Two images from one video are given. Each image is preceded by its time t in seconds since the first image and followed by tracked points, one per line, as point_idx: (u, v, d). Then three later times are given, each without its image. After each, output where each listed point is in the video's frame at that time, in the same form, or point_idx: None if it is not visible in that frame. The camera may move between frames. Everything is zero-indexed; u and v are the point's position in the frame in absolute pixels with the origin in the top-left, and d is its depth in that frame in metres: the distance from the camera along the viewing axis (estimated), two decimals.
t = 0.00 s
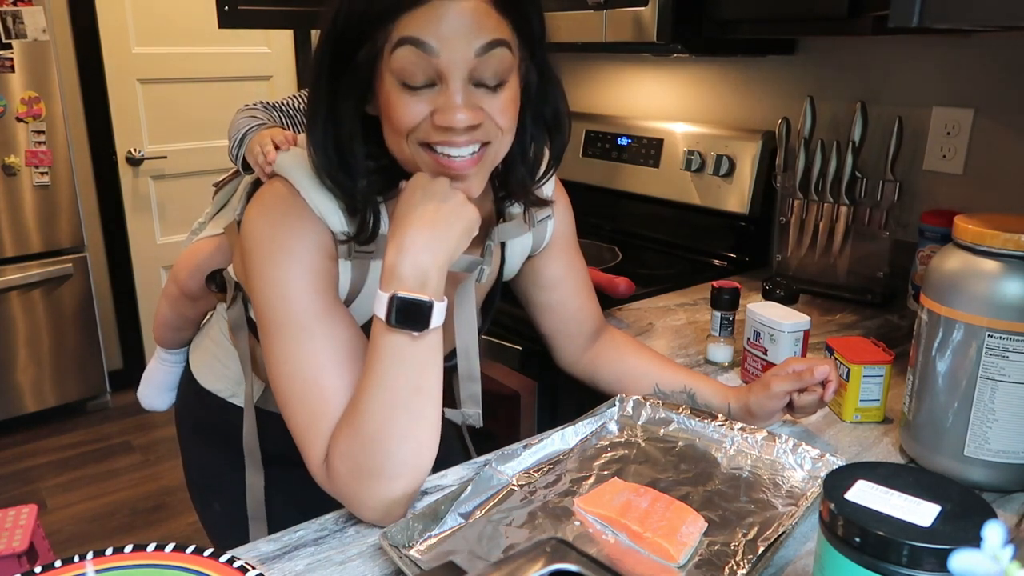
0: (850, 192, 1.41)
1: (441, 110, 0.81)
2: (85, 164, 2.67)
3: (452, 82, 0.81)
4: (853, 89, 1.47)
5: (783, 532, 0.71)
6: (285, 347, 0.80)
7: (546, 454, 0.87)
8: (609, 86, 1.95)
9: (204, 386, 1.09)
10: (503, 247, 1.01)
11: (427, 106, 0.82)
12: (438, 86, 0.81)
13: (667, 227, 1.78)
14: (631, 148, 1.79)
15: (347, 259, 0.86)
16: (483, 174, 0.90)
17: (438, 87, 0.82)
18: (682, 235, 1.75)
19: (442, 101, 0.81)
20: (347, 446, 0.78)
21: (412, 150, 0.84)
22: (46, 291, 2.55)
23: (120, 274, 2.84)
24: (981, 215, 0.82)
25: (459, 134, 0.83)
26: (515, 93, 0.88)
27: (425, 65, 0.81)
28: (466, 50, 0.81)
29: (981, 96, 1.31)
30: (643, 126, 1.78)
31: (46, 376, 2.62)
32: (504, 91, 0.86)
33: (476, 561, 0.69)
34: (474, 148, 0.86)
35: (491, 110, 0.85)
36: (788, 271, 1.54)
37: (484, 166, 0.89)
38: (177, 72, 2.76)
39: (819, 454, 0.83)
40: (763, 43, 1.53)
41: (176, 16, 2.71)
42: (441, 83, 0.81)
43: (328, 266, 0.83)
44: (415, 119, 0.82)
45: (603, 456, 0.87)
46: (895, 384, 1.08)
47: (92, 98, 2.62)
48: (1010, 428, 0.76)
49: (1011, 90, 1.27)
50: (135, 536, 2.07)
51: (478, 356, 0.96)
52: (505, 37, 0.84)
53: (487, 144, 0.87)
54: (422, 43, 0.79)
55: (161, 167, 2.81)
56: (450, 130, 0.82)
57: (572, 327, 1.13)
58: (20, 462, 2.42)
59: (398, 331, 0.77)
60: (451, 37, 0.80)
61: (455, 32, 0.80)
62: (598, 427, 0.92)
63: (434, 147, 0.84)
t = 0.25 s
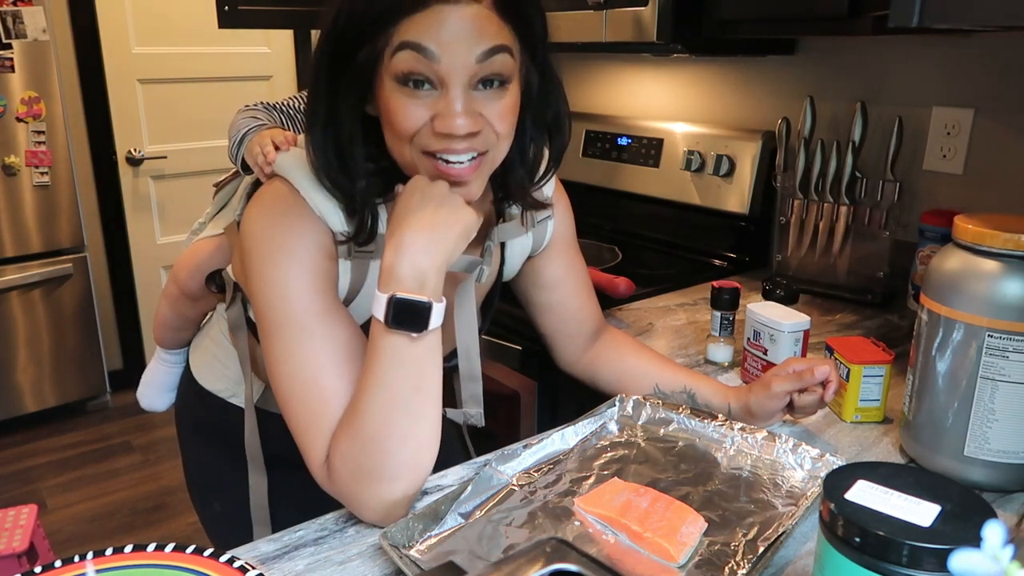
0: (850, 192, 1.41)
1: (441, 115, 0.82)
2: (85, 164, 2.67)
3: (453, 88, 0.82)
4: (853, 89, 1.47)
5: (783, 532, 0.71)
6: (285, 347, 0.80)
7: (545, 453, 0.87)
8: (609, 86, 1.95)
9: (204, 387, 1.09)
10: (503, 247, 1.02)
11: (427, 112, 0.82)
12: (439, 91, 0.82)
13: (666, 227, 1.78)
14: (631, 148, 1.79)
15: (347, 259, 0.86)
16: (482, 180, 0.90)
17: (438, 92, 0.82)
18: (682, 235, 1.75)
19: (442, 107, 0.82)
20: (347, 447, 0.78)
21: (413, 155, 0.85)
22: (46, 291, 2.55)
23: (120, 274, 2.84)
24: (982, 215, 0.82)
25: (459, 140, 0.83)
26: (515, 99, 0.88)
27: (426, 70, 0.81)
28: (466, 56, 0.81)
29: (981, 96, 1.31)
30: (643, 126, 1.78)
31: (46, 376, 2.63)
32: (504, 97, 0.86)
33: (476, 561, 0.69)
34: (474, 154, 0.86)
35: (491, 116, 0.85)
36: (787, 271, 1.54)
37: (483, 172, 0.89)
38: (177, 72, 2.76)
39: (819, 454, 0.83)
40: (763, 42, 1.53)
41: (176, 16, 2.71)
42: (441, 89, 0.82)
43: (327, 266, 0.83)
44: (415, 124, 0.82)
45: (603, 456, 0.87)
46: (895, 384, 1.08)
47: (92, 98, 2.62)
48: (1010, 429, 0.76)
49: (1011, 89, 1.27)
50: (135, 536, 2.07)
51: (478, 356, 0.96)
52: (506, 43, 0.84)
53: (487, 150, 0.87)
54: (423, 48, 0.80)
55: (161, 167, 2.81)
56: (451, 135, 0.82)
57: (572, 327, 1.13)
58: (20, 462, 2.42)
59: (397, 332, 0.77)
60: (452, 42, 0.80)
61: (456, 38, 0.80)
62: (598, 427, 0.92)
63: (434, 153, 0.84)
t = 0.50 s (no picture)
0: (850, 192, 1.41)
1: (490, 139, 0.79)
2: (85, 164, 2.67)
3: (502, 110, 0.78)
4: (854, 89, 1.47)
5: (783, 532, 0.71)
6: (284, 349, 0.80)
7: (545, 453, 0.87)
8: (610, 85, 1.95)
9: (204, 387, 1.09)
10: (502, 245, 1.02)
11: (477, 134, 0.79)
12: (490, 114, 0.78)
13: (666, 227, 1.78)
14: (631, 148, 1.79)
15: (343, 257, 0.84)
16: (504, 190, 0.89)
17: (490, 115, 0.78)
18: (682, 235, 1.75)
19: (493, 130, 0.79)
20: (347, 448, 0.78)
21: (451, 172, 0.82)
22: (46, 291, 2.55)
23: (120, 274, 2.83)
24: (982, 215, 0.82)
25: (501, 162, 0.81)
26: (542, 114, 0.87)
27: (476, 93, 0.77)
28: (518, 79, 0.78)
29: (981, 96, 1.31)
30: (643, 126, 1.78)
31: (46, 376, 2.63)
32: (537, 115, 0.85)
33: (476, 561, 0.69)
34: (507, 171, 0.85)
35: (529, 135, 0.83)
36: (788, 271, 1.54)
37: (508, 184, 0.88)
38: (177, 72, 2.76)
39: (819, 454, 0.83)
40: (762, 42, 1.52)
41: (176, 16, 2.71)
42: (494, 112, 0.78)
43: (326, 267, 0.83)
44: (462, 145, 0.79)
45: (603, 456, 0.87)
46: (895, 384, 1.08)
47: (92, 98, 2.62)
48: (1010, 429, 0.76)
49: (1011, 89, 1.27)
50: (135, 536, 2.07)
51: (477, 354, 0.96)
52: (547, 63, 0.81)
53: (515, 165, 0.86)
54: (477, 71, 0.75)
55: (161, 168, 2.81)
56: (496, 157, 0.80)
57: (572, 327, 1.13)
58: (20, 462, 2.42)
59: (385, 337, 0.77)
60: (509, 67, 0.76)
61: (512, 63, 0.76)
62: (598, 427, 0.92)
63: (473, 171, 0.82)
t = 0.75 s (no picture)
0: (850, 192, 1.41)
1: (511, 146, 0.78)
2: (85, 164, 2.67)
3: (525, 116, 0.78)
4: (853, 89, 1.47)
5: (783, 532, 0.71)
6: (284, 349, 0.81)
7: (545, 453, 0.87)
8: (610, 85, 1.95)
9: (203, 388, 1.09)
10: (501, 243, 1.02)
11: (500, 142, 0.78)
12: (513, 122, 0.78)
13: (666, 227, 1.78)
14: (631, 148, 1.79)
15: (347, 253, 0.85)
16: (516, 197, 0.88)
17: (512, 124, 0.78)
18: (682, 235, 1.75)
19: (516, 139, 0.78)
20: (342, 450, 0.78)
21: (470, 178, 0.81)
22: (46, 291, 2.55)
23: (120, 274, 2.83)
24: (982, 215, 0.82)
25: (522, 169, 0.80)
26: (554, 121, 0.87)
27: (502, 103, 0.76)
28: (543, 87, 0.77)
29: (981, 96, 1.31)
30: (643, 126, 1.78)
31: (46, 376, 2.62)
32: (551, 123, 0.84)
33: (476, 561, 0.69)
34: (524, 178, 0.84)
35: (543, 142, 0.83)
36: (788, 271, 1.54)
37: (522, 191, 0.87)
38: (177, 72, 2.76)
39: (819, 454, 0.83)
40: (762, 42, 1.52)
41: (176, 16, 2.71)
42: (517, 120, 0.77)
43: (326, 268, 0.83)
44: (484, 152, 0.78)
45: (603, 456, 0.87)
46: (895, 384, 1.08)
47: (92, 98, 2.62)
48: (1010, 429, 0.76)
49: (1011, 89, 1.27)
50: (135, 536, 2.07)
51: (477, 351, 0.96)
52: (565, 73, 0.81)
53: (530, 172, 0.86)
54: (506, 80, 0.75)
55: (161, 167, 2.81)
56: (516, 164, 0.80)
57: (571, 326, 1.13)
58: (20, 462, 2.42)
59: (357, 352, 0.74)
60: (531, 77, 0.76)
61: (533, 72, 0.76)
62: (598, 427, 0.92)
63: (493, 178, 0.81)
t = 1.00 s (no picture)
0: (850, 192, 1.41)
1: (517, 148, 0.79)
2: (85, 164, 2.67)
3: (531, 121, 0.78)
4: (853, 89, 1.47)
5: (783, 532, 0.71)
6: (285, 347, 0.80)
7: (545, 453, 0.87)
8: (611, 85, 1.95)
9: (203, 389, 1.09)
10: (503, 241, 1.02)
11: (505, 143, 0.79)
12: (519, 123, 0.78)
13: (666, 227, 1.78)
14: (631, 148, 1.79)
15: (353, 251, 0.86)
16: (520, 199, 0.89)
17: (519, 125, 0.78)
18: (682, 235, 1.75)
19: (522, 140, 0.79)
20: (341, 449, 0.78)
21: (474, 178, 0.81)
22: (46, 291, 2.55)
23: (119, 274, 2.83)
24: (982, 215, 0.82)
25: (526, 171, 0.81)
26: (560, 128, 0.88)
27: (508, 107, 0.77)
28: (550, 92, 0.78)
29: (981, 96, 1.31)
30: (643, 126, 1.77)
31: (46, 376, 2.62)
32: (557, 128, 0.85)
33: (476, 561, 0.68)
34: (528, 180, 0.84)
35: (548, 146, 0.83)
36: (788, 271, 1.54)
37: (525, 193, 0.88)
38: (177, 72, 2.76)
39: (819, 454, 0.83)
40: (762, 42, 1.52)
41: (176, 16, 2.71)
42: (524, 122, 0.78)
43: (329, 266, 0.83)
44: (490, 153, 0.79)
45: (603, 456, 0.87)
46: (895, 383, 1.08)
47: (92, 98, 2.62)
48: (1010, 429, 0.76)
49: (1011, 89, 1.27)
50: (136, 536, 2.07)
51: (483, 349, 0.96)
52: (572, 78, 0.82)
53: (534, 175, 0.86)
54: (512, 83, 0.75)
55: (161, 168, 2.81)
56: (521, 166, 0.80)
57: (572, 324, 1.13)
58: (20, 462, 2.42)
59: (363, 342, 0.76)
60: (539, 80, 0.77)
61: (541, 76, 0.77)
62: (598, 427, 0.92)
63: (497, 179, 0.81)
